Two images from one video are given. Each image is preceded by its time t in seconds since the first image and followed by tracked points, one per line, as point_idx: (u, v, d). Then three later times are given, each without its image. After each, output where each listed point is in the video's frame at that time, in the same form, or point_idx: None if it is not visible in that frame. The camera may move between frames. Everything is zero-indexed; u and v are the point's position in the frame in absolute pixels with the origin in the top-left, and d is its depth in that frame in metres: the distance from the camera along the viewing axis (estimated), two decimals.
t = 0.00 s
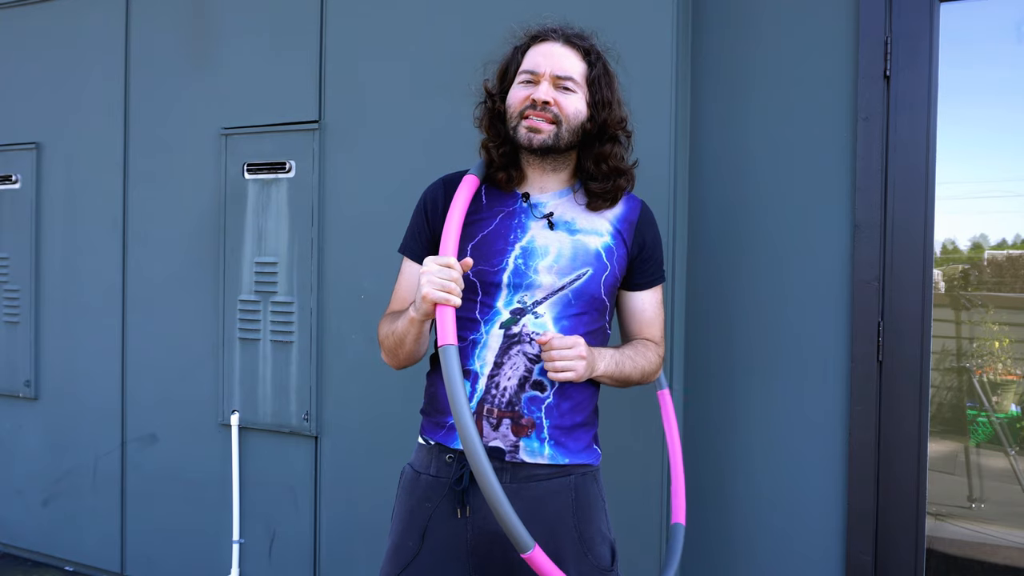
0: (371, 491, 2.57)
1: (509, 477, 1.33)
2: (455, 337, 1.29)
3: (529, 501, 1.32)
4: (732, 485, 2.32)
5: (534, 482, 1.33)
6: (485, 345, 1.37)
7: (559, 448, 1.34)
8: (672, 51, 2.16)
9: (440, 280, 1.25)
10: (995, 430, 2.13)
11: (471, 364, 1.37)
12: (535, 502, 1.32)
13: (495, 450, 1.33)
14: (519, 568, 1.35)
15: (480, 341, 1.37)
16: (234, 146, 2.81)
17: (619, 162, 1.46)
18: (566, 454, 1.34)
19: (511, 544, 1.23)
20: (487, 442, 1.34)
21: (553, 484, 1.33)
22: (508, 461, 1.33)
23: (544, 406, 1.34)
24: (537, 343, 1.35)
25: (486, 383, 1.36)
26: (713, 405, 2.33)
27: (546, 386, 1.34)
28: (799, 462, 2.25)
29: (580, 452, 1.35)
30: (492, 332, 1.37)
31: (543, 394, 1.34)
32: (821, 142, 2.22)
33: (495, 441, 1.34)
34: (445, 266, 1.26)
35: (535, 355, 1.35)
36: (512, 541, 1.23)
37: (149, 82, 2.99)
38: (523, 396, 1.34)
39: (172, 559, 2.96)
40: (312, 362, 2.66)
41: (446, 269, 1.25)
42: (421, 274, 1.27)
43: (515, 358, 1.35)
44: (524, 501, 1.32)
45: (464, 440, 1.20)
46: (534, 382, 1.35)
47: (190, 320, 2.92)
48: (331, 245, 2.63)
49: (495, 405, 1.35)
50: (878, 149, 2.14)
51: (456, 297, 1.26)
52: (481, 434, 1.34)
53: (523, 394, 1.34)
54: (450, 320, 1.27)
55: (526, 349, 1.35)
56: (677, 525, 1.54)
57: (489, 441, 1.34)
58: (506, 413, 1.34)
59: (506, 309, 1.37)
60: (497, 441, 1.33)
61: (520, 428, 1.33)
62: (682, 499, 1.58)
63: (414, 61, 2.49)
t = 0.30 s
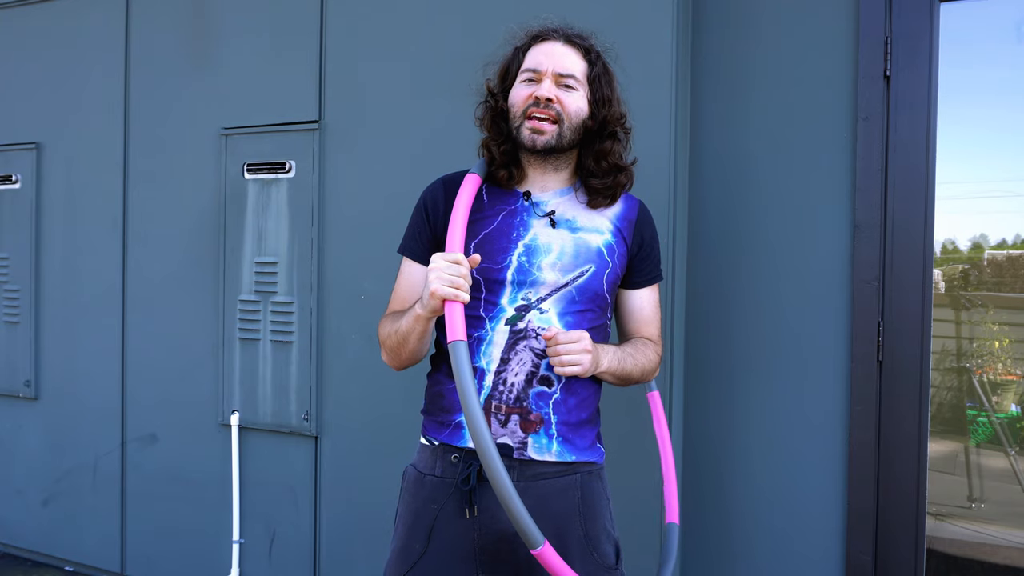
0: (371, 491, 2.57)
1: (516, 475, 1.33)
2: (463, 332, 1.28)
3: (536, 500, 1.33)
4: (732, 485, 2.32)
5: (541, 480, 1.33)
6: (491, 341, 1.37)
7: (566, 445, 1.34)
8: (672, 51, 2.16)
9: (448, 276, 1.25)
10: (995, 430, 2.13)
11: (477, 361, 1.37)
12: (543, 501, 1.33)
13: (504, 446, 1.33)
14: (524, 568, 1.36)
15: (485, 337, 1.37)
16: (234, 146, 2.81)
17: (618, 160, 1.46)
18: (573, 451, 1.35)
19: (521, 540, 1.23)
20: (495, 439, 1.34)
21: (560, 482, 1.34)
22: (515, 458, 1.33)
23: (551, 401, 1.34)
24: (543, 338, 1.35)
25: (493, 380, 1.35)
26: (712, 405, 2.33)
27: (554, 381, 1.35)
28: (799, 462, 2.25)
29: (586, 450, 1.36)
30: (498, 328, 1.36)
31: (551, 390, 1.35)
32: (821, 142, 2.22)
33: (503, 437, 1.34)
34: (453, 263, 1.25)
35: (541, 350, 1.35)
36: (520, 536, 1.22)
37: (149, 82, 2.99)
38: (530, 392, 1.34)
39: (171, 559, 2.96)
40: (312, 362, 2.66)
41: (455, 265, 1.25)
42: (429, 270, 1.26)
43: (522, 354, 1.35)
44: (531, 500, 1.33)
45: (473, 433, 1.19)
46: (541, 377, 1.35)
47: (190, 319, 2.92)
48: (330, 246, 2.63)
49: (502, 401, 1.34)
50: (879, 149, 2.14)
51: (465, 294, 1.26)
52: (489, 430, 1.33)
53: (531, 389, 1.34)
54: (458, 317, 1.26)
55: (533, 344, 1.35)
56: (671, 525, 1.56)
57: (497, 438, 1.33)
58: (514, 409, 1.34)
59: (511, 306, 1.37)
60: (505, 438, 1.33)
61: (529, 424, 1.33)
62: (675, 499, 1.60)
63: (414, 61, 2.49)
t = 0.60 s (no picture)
0: (371, 491, 2.57)
1: (517, 474, 1.33)
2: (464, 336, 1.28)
3: (537, 500, 1.32)
4: (732, 485, 2.32)
5: (542, 479, 1.33)
6: (492, 344, 1.37)
7: (567, 444, 1.34)
8: (672, 51, 2.16)
9: (448, 279, 1.25)
10: (995, 430, 2.13)
11: (478, 362, 1.37)
12: (543, 500, 1.33)
13: (506, 446, 1.34)
14: (525, 568, 1.36)
15: (486, 340, 1.37)
16: (234, 146, 2.81)
17: (617, 162, 1.46)
18: (574, 451, 1.35)
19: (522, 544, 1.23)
20: (496, 439, 1.34)
21: (561, 482, 1.34)
22: (517, 457, 1.33)
23: (553, 402, 1.34)
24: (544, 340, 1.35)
25: (495, 380, 1.36)
26: (712, 404, 2.33)
27: (555, 382, 1.35)
28: (799, 462, 2.25)
29: (587, 449, 1.36)
30: (499, 331, 1.37)
31: (552, 390, 1.35)
32: (821, 143, 2.22)
33: (505, 437, 1.34)
34: (453, 266, 1.25)
35: (542, 351, 1.35)
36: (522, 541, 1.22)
37: (149, 83, 2.99)
38: (532, 393, 1.35)
39: (171, 559, 2.96)
40: (312, 362, 2.66)
41: (455, 268, 1.25)
42: (429, 274, 1.26)
43: (523, 355, 1.35)
44: (532, 500, 1.32)
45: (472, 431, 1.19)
46: (543, 377, 1.35)
47: (190, 319, 2.92)
48: (330, 246, 2.63)
49: (504, 402, 1.35)
50: (879, 149, 2.14)
51: (465, 297, 1.26)
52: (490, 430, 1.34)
53: (532, 390, 1.35)
54: (458, 320, 1.26)
55: (534, 345, 1.35)
56: (674, 523, 1.53)
57: (498, 438, 1.34)
58: (515, 409, 1.34)
59: (512, 308, 1.37)
60: (507, 438, 1.34)
61: (530, 424, 1.33)
62: (679, 498, 1.56)
63: (414, 61, 2.49)
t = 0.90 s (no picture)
0: (371, 491, 2.57)
1: (508, 470, 1.34)
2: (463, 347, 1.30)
3: (529, 493, 1.35)
4: (731, 485, 2.32)
5: (533, 474, 1.35)
6: (483, 345, 1.38)
7: (555, 442, 1.35)
8: (672, 51, 2.16)
9: (449, 286, 1.26)
10: (995, 430, 2.13)
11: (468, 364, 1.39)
12: (535, 494, 1.35)
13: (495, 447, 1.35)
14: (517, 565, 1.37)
15: (478, 341, 1.39)
16: (234, 146, 2.81)
17: (619, 158, 1.45)
18: (563, 447, 1.36)
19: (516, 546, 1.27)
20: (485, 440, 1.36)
21: (553, 475, 1.35)
22: (507, 456, 1.34)
23: (541, 405, 1.35)
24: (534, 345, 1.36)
25: (484, 383, 1.37)
26: (711, 404, 2.33)
27: (543, 385, 1.36)
28: (799, 462, 2.25)
29: (577, 445, 1.37)
30: (490, 333, 1.38)
31: (540, 393, 1.36)
32: (821, 143, 2.22)
33: (495, 438, 1.35)
34: (453, 272, 1.26)
35: (532, 356, 1.36)
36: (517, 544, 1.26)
37: (149, 83, 2.99)
38: (520, 396, 1.36)
39: (171, 559, 2.96)
40: (312, 362, 2.66)
41: (455, 275, 1.26)
42: (429, 279, 1.27)
43: (512, 359, 1.37)
44: (525, 493, 1.34)
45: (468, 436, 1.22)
46: (531, 381, 1.36)
47: (190, 319, 2.92)
48: (331, 246, 2.63)
49: (493, 405, 1.36)
50: (878, 149, 2.14)
51: (465, 304, 1.27)
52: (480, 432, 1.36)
53: (520, 393, 1.36)
54: (458, 329, 1.28)
55: (523, 350, 1.36)
56: (661, 502, 1.59)
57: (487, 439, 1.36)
58: (503, 412, 1.36)
59: (505, 309, 1.38)
60: (496, 439, 1.35)
61: (518, 426, 1.35)
62: (666, 476, 1.63)
63: (414, 61, 2.49)
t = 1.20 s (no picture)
0: (371, 491, 2.57)
1: (504, 469, 1.35)
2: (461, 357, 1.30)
3: (525, 491, 1.35)
4: (731, 485, 2.32)
5: (529, 472, 1.35)
6: (479, 348, 1.38)
7: (552, 440, 1.36)
8: (672, 51, 2.16)
9: (446, 297, 1.26)
10: (995, 430, 2.13)
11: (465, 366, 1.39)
12: (531, 491, 1.35)
13: (491, 447, 1.35)
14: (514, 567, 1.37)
15: (474, 343, 1.39)
16: (234, 146, 2.81)
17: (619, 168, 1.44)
18: (559, 445, 1.36)
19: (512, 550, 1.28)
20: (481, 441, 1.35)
21: (548, 472, 1.36)
22: (503, 455, 1.35)
23: (537, 406, 1.36)
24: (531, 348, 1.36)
25: (480, 385, 1.37)
26: (711, 405, 2.33)
27: (540, 386, 1.36)
28: (800, 462, 2.25)
29: (572, 442, 1.38)
30: (486, 336, 1.38)
31: (536, 395, 1.36)
32: (820, 143, 2.22)
33: (491, 439, 1.35)
34: (451, 282, 1.26)
35: (529, 359, 1.36)
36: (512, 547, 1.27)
37: (149, 83, 2.99)
38: (517, 397, 1.36)
39: (171, 559, 2.96)
40: (312, 361, 2.66)
41: (453, 285, 1.26)
42: (426, 289, 1.27)
43: (508, 361, 1.37)
44: (521, 492, 1.35)
45: (464, 440, 1.23)
46: (528, 383, 1.36)
47: (190, 319, 2.92)
48: (330, 246, 2.63)
49: (489, 406, 1.36)
50: (879, 148, 2.14)
51: (463, 315, 1.27)
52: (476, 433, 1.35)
53: (517, 395, 1.36)
54: (455, 339, 1.27)
55: (520, 353, 1.36)
56: (654, 494, 1.64)
57: (484, 440, 1.35)
58: (500, 413, 1.35)
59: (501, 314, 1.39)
60: (492, 439, 1.35)
61: (514, 427, 1.35)
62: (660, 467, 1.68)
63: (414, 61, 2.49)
